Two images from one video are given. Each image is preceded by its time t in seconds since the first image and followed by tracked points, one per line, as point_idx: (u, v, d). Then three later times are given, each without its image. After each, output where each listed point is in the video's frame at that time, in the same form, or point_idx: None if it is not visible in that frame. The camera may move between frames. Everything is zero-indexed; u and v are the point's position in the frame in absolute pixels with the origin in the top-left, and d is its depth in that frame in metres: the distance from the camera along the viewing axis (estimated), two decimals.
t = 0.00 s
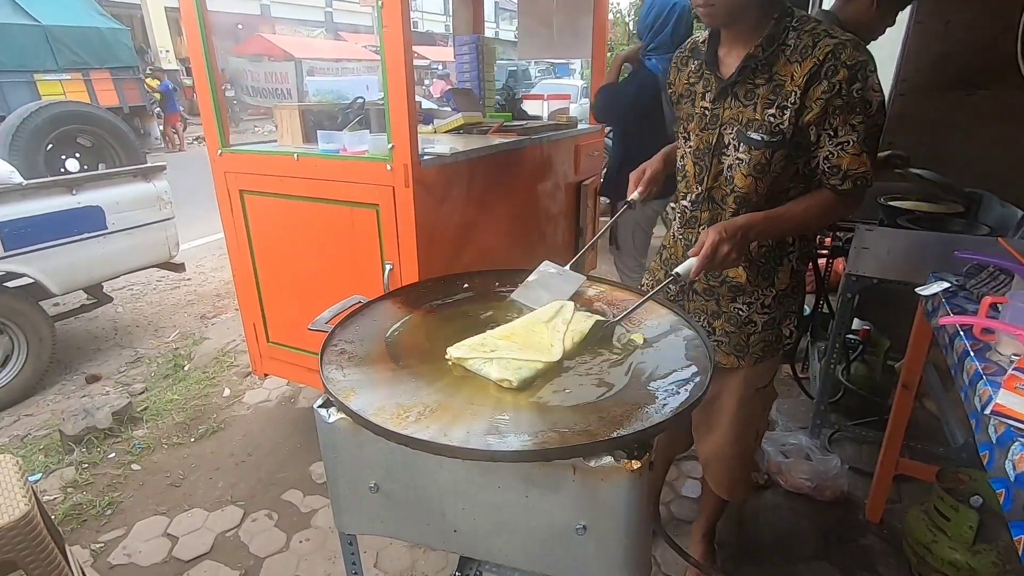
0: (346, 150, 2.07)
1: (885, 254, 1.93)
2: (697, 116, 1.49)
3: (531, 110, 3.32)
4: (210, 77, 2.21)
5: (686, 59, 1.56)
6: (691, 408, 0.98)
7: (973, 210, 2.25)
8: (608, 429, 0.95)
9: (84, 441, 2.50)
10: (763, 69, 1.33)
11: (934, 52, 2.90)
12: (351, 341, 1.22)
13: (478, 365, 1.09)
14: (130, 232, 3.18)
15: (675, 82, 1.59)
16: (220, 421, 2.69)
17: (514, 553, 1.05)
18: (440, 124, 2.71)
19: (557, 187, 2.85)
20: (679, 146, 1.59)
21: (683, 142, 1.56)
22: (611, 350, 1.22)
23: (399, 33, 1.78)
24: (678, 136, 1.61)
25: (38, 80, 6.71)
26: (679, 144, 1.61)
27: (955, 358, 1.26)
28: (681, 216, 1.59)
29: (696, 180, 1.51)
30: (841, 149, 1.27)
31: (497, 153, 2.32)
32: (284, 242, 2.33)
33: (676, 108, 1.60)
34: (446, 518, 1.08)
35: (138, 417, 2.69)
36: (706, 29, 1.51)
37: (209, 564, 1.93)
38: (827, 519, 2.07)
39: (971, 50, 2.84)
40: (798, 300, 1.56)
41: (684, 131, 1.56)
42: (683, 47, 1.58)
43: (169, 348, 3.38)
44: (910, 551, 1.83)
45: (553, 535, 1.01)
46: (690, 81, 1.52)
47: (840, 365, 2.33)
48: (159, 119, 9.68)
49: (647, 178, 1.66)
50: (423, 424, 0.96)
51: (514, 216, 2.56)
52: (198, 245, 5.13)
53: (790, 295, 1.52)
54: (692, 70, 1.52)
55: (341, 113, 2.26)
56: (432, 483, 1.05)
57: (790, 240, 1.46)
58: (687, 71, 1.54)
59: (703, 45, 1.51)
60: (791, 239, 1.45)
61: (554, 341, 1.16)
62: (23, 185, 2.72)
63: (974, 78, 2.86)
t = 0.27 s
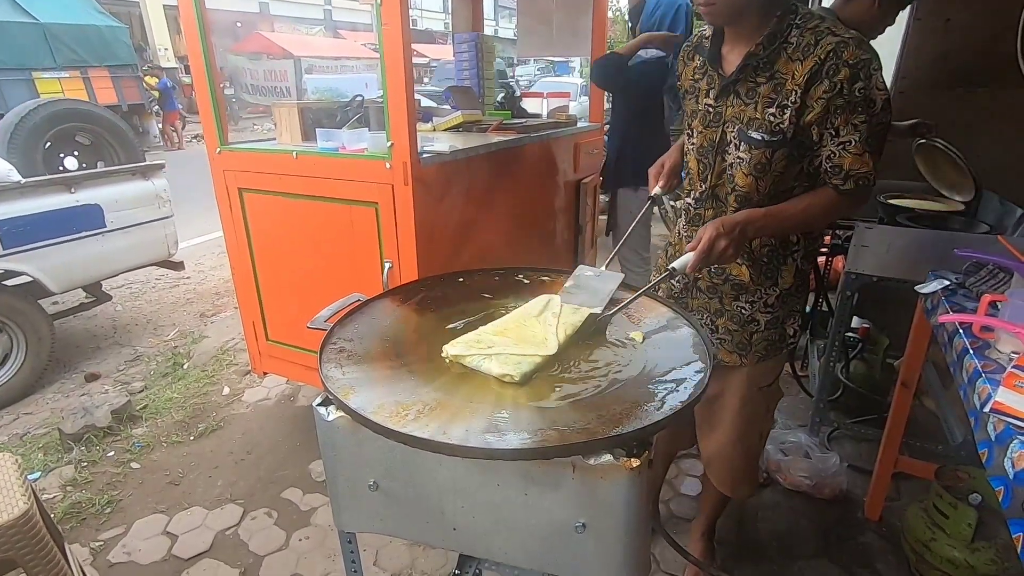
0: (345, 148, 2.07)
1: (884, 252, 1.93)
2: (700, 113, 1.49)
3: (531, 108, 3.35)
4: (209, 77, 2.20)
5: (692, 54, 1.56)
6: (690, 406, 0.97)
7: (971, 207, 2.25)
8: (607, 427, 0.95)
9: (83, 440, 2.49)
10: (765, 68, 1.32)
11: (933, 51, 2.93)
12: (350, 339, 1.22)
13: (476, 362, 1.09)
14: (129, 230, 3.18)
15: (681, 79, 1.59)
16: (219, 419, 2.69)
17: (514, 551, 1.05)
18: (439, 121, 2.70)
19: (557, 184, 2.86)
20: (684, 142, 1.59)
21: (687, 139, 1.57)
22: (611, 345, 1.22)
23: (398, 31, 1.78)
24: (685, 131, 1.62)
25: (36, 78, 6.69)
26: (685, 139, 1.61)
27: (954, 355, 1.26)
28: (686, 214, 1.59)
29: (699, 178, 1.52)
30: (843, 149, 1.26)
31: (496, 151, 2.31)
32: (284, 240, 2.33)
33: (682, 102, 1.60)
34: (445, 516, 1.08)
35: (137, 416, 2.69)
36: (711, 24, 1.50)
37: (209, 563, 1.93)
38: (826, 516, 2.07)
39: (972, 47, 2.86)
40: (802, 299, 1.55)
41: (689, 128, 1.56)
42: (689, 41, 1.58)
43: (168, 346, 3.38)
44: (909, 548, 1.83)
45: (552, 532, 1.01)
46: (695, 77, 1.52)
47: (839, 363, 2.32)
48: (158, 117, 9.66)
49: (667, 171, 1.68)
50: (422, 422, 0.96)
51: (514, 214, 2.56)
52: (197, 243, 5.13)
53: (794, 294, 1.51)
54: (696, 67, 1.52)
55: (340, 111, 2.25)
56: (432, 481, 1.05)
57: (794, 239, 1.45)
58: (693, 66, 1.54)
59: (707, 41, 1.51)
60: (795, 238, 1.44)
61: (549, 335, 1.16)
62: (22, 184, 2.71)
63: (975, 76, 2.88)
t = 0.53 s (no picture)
0: (345, 147, 2.06)
1: (883, 250, 1.94)
2: (704, 111, 1.49)
3: (530, 106, 3.36)
4: (208, 76, 2.20)
5: (696, 51, 1.55)
6: (690, 403, 0.98)
7: (971, 205, 2.25)
8: (607, 426, 0.95)
9: (83, 438, 2.50)
10: (771, 64, 1.32)
11: (934, 48, 2.96)
12: (349, 339, 1.22)
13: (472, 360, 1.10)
14: (128, 229, 3.17)
15: (683, 77, 1.58)
16: (219, 418, 2.69)
17: (514, 550, 1.05)
18: (438, 120, 2.70)
19: (556, 182, 2.86)
20: (688, 141, 1.59)
21: (691, 137, 1.56)
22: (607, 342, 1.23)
23: (396, 30, 1.78)
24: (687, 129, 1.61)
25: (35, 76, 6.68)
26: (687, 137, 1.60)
27: (954, 353, 1.26)
28: (689, 212, 1.58)
29: (703, 176, 1.52)
30: (852, 144, 1.27)
31: (496, 149, 2.31)
32: (284, 239, 2.32)
33: (684, 101, 1.59)
34: (445, 514, 1.08)
35: (136, 414, 2.69)
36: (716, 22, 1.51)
37: (208, 561, 1.93)
38: (825, 514, 2.08)
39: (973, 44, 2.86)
40: (806, 299, 1.53)
41: (692, 126, 1.55)
42: (692, 38, 1.57)
43: (167, 345, 3.37)
44: (908, 546, 1.83)
45: (552, 530, 1.02)
46: (698, 75, 1.52)
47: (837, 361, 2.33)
48: (157, 116, 9.65)
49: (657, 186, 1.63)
50: (422, 421, 0.96)
51: (513, 212, 2.56)
52: (197, 242, 5.12)
53: (798, 293, 1.51)
54: (700, 64, 1.51)
55: (339, 109, 2.26)
56: (432, 480, 1.05)
57: (799, 237, 1.45)
58: (696, 64, 1.53)
59: (712, 39, 1.51)
60: (800, 236, 1.44)
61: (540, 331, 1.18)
62: (20, 182, 2.71)
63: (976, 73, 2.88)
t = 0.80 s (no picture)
0: (345, 147, 2.07)
1: (883, 250, 1.94)
2: (704, 113, 1.48)
3: (531, 107, 3.35)
4: (209, 77, 2.20)
5: (694, 54, 1.55)
6: (690, 404, 0.98)
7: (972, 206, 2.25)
8: (608, 427, 0.95)
9: (84, 439, 2.50)
10: (772, 65, 1.32)
11: (935, 47, 2.92)
12: (349, 340, 1.22)
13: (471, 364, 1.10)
14: (129, 230, 3.18)
15: (680, 80, 1.57)
16: (220, 419, 2.69)
17: (514, 550, 1.05)
18: (438, 120, 2.70)
19: (556, 182, 2.85)
20: (689, 143, 1.59)
21: (691, 139, 1.56)
22: (606, 342, 1.23)
23: (396, 31, 1.78)
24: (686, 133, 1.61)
25: (35, 78, 6.69)
26: (687, 140, 1.60)
27: (954, 353, 1.26)
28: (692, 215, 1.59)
29: (706, 178, 1.52)
30: (826, 144, 1.27)
31: (495, 150, 2.31)
32: (286, 241, 2.32)
33: (682, 105, 1.58)
34: (446, 514, 1.08)
35: (137, 415, 2.69)
36: (714, 24, 1.50)
37: (209, 562, 1.93)
38: (826, 514, 2.08)
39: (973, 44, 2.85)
40: (809, 300, 1.54)
41: (692, 128, 1.55)
42: (690, 41, 1.56)
43: (168, 346, 3.38)
44: (909, 546, 1.83)
45: (552, 531, 1.02)
46: (697, 77, 1.51)
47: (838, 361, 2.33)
48: (157, 117, 9.65)
49: (648, 203, 1.64)
50: (423, 422, 0.96)
51: (513, 213, 2.56)
52: (197, 243, 5.12)
53: (802, 295, 1.52)
54: (700, 66, 1.51)
55: (340, 110, 2.24)
56: (432, 480, 1.05)
57: (803, 239, 1.46)
58: (695, 67, 1.52)
59: (710, 40, 1.50)
60: (804, 238, 1.45)
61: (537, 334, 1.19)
62: (21, 184, 2.71)
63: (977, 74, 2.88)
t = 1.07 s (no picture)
0: (346, 148, 2.07)
1: (884, 251, 1.93)
2: (695, 116, 1.49)
3: (532, 108, 3.35)
4: (209, 75, 2.21)
5: (684, 58, 1.55)
6: (692, 405, 0.97)
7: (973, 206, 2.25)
8: (609, 428, 0.95)
9: (86, 440, 2.50)
10: (758, 65, 1.33)
11: (935, 48, 2.92)
12: (350, 340, 1.22)
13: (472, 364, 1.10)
14: (131, 230, 3.18)
15: (671, 85, 1.57)
16: (221, 419, 2.69)
17: (515, 551, 1.05)
18: (439, 121, 2.70)
19: (557, 183, 2.85)
20: (680, 147, 1.59)
21: (683, 142, 1.56)
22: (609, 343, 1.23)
23: (398, 32, 1.78)
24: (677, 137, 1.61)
25: (37, 79, 6.71)
26: (678, 144, 1.60)
27: (956, 354, 1.26)
28: (685, 218, 1.58)
29: (698, 181, 1.51)
30: (808, 139, 1.26)
31: (495, 151, 2.31)
32: (286, 242, 2.33)
33: (673, 109, 1.58)
34: (446, 515, 1.08)
35: (138, 416, 2.70)
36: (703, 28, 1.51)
37: (211, 562, 1.93)
38: (827, 516, 2.07)
39: (973, 45, 2.86)
40: (806, 301, 1.55)
41: (683, 131, 1.55)
42: (680, 47, 1.57)
43: (169, 347, 3.38)
44: (911, 548, 1.83)
45: (554, 532, 1.01)
46: (688, 81, 1.51)
47: (840, 361, 2.32)
48: (158, 117, 9.66)
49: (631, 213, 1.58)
50: (423, 423, 0.96)
51: (513, 213, 2.55)
52: (198, 244, 5.13)
53: (796, 296, 1.52)
54: (689, 70, 1.51)
55: (341, 112, 2.21)
56: (432, 481, 1.05)
57: (794, 239, 1.46)
58: (685, 71, 1.52)
59: (699, 45, 1.50)
60: (795, 238, 1.45)
61: (537, 336, 1.19)
62: (23, 184, 2.72)
63: (978, 75, 2.89)
